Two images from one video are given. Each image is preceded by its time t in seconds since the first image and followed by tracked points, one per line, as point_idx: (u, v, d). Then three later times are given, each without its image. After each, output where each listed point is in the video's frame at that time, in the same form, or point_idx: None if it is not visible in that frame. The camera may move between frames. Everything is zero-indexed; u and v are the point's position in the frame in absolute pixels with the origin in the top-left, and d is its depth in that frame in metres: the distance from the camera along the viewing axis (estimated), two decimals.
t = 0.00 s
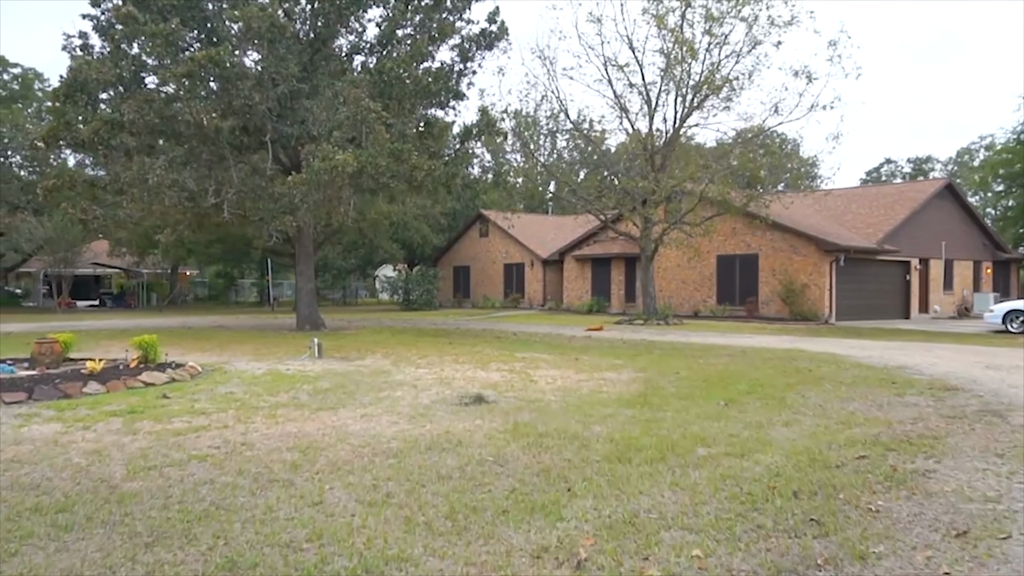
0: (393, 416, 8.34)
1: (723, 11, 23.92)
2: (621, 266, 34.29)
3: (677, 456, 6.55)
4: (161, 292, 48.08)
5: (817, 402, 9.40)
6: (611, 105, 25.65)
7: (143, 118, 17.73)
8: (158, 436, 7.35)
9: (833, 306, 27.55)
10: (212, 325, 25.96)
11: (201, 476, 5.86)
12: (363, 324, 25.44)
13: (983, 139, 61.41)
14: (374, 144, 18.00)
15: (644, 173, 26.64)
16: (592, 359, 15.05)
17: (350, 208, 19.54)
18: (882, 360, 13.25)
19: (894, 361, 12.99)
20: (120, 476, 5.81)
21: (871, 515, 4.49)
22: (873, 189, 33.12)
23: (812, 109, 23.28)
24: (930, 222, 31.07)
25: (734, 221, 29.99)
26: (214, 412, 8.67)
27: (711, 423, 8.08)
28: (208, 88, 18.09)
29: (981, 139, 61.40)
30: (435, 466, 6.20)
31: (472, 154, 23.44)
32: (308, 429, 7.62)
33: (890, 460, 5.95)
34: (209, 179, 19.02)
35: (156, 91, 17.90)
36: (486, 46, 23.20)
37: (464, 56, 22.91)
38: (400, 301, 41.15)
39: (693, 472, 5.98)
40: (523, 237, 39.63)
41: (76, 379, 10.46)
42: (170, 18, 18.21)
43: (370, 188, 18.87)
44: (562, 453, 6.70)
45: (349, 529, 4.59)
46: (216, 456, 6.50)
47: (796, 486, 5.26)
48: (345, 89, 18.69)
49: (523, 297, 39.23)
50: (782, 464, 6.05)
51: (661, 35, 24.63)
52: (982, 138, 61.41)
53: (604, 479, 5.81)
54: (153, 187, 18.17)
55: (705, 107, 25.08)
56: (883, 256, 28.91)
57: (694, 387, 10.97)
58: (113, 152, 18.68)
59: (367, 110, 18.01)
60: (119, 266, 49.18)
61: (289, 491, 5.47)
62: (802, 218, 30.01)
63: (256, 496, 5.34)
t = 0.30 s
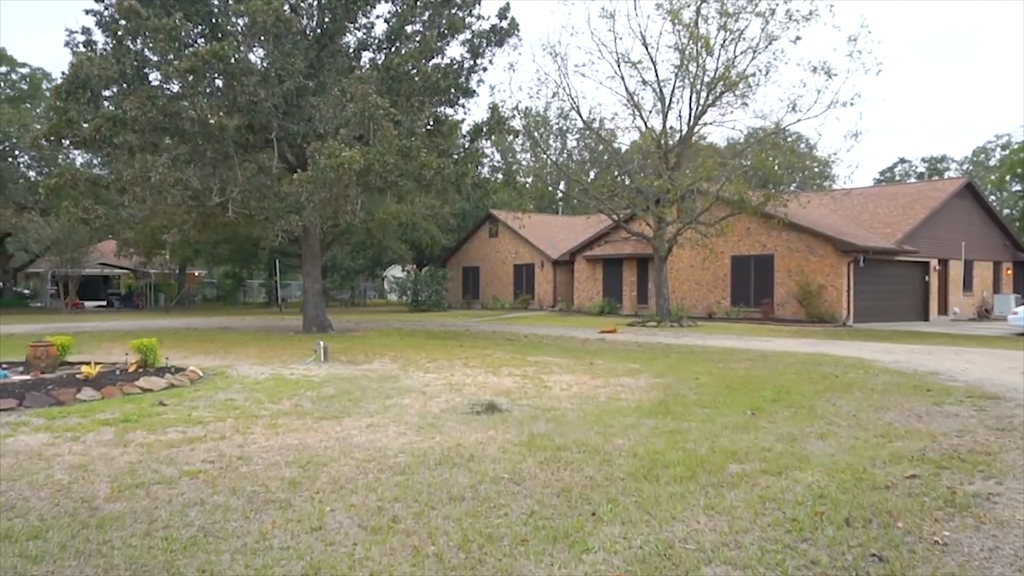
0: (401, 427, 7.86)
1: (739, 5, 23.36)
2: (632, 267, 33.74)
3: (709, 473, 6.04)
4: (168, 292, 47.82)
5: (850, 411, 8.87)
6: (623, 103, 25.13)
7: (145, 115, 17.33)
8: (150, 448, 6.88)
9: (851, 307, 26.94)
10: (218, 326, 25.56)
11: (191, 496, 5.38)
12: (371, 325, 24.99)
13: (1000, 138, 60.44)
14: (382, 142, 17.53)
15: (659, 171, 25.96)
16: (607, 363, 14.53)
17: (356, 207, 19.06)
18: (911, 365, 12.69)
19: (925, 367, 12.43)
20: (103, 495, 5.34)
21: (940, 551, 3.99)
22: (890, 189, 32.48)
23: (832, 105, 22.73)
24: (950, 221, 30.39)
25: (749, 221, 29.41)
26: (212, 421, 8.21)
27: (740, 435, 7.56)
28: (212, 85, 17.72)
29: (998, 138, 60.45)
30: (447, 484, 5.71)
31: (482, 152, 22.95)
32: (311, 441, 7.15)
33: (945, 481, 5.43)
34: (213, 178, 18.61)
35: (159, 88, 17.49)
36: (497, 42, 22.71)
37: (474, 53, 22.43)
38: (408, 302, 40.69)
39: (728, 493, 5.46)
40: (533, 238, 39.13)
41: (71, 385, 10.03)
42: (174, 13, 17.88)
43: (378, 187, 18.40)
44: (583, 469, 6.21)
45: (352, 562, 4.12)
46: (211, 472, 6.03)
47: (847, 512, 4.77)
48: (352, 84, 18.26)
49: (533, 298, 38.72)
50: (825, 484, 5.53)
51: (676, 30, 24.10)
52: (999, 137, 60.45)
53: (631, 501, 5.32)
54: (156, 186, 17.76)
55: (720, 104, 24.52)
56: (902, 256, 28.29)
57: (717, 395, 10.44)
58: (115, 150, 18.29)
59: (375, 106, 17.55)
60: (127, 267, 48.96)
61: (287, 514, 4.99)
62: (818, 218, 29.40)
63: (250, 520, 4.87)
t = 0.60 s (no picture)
0: (405, 436, 7.37)
1: None
2: (641, 267, 33.22)
3: (740, 489, 5.55)
4: (172, 293, 47.46)
5: (881, 419, 8.36)
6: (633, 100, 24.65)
7: (143, 111, 16.92)
8: (136, 459, 6.41)
9: (865, 308, 26.38)
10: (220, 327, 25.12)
11: (175, 515, 4.92)
12: (375, 326, 24.53)
13: (1012, 137, 59.72)
14: (386, 138, 17.05)
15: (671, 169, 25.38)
16: (619, 367, 14.02)
17: (360, 206, 18.60)
18: (937, 369, 12.16)
19: (952, 370, 11.90)
20: (79, 514, 4.88)
21: None
22: (903, 188, 31.89)
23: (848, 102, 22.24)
24: (965, 221, 29.79)
25: (761, 221, 28.87)
26: (205, 429, 7.73)
27: (768, 446, 7.05)
28: (213, 81, 17.22)
29: (1010, 137, 59.72)
30: (455, 502, 5.23)
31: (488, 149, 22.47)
32: (309, 452, 6.66)
33: (1005, 502, 4.92)
34: (214, 176, 18.18)
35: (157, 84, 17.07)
36: (504, 37, 22.25)
37: (481, 48, 21.96)
38: (414, 302, 40.24)
39: (766, 512, 4.97)
40: (540, 238, 38.64)
41: (60, 389, 9.56)
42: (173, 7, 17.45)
43: (382, 185, 17.94)
44: (602, 484, 5.71)
45: None
46: (199, 487, 5.55)
47: (902, 539, 4.27)
48: (356, 79, 17.83)
49: (540, 299, 38.25)
50: (870, 503, 5.03)
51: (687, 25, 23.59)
52: (1012, 137, 59.72)
53: (657, 522, 4.82)
54: (155, 184, 17.35)
55: (732, 101, 24.00)
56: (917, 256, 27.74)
57: (738, 401, 9.93)
58: (113, 147, 17.88)
59: (379, 102, 17.10)
60: (131, 268, 48.60)
61: (278, 537, 4.52)
62: (831, 218, 28.83)
63: (237, 544, 4.40)
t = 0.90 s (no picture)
0: (408, 444, 6.89)
1: None
2: (646, 267, 32.72)
3: (775, 505, 5.07)
4: (172, 293, 47.02)
5: (913, 426, 7.88)
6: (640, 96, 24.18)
7: (138, 104, 16.47)
8: (117, 470, 5.93)
9: (876, 309, 25.88)
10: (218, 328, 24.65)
11: (154, 536, 4.43)
12: (376, 326, 24.07)
13: (1020, 136, 59.30)
14: (387, 132, 16.52)
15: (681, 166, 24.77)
16: (629, 369, 13.53)
17: (362, 204, 18.12)
18: (961, 372, 11.68)
19: (978, 373, 11.42)
20: (47, 535, 4.41)
21: None
22: (913, 188, 31.38)
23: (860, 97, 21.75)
24: (976, 220, 29.27)
25: (769, 220, 28.37)
26: (194, 436, 7.25)
27: (798, 456, 6.57)
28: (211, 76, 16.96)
29: (1018, 136, 59.31)
30: (464, 520, 4.76)
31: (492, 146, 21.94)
32: (305, 462, 6.19)
33: None
34: (211, 172, 17.71)
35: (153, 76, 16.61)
36: (508, 32, 21.78)
37: (485, 43, 21.49)
38: (415, 303, 39.78)
39: (807, 534, 4.49)
40: (543, 237, 38.17)
41: (44, 393, 9.09)
42: None
43: (384, 182, 17.46)
44: (624, 501, 5.23)
45: None
46: (183, 502, 5.08)
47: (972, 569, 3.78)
48: (357, 73, 17.37)
49: (543, 300, 37.79)
50: (924, 522, 4.55)
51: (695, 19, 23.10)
52: (1019, 136, 59.30)
53: (689, 545, 4.35)
54: (150, 180, 16.90)
55: (741, 98, 23.50)
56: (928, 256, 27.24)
57: (758, 406, 9.44)
58: (108, 142, 17.44)
59: (380, 96, 16.61)
60: (131, 267, 48.17)
61: (266, 563, 4.04)
62: (841, 217, 28.34)
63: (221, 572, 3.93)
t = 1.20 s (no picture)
0: (414, 451, 6.42)
1: None
2: (651, 267, 32.26)
3: (822, 522, 4.60)
4: (170, 293, 46.52)
5: (951, 432, 7.41)
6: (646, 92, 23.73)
7: (132, 96, 16.01)
8: (99, 480, 5.46)
9: (886, 310, 25.41)
10: (215, 327, 24.15)
11: (134, 558, 3.97)
12: (377, 327, 23.61)
13: None
14: (390, 126, 16.05)
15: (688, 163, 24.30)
16: (640, 371, 13.07)
17: (364, 201, 17.65)
18: (988, 374, 11.22)
19: (1006, 377, 10.96)
20: (15, 558, 3.94)
21: None
22: (923, 188, 30.91)
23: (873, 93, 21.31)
24: (988, 220, 28.79)
25: (777, 219, 27.90)
26: (185, 442, 6.77)
27: (835, 465, 6.11)
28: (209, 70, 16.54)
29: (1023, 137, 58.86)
30: (480, 540, 4.29)
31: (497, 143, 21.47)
32: (303, 472, 5.71)
33: None
34: (208, 167, 17.21)
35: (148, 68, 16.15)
36: (513, 27, 21.30)
37: (489, 37, 21.04)
38: (416, 303, 39.32)
39: (864, 557, 4.02)
40: (546, 237, 37.71)
41: (28, 395, 8.63)
42: None
43: (386, 179, 17.00)
44: (654, 516, 4.76)
45: None
46: (169, 517, 4.61)
47: None
48: (359, 66, 16.95)
49: (546, 300, 37.31)
50: (994, 545, 4.08)
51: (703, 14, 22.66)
52: None
53: (735, 569, 3.88)
54: (145, 174, 16.45)
55: (750, 94, 23.05)
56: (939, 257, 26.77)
57: (780, 410, 8.99)
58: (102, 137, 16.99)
59: (383, 89, 16.16)
60: (129, 267, 47.68)
61: None
62: (850, 217, 27.87)
63: None
